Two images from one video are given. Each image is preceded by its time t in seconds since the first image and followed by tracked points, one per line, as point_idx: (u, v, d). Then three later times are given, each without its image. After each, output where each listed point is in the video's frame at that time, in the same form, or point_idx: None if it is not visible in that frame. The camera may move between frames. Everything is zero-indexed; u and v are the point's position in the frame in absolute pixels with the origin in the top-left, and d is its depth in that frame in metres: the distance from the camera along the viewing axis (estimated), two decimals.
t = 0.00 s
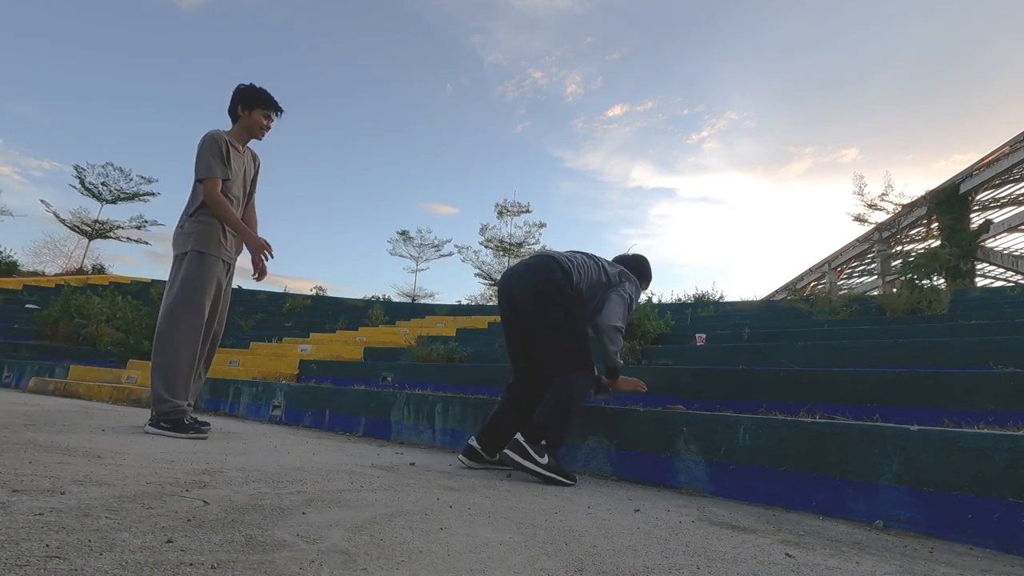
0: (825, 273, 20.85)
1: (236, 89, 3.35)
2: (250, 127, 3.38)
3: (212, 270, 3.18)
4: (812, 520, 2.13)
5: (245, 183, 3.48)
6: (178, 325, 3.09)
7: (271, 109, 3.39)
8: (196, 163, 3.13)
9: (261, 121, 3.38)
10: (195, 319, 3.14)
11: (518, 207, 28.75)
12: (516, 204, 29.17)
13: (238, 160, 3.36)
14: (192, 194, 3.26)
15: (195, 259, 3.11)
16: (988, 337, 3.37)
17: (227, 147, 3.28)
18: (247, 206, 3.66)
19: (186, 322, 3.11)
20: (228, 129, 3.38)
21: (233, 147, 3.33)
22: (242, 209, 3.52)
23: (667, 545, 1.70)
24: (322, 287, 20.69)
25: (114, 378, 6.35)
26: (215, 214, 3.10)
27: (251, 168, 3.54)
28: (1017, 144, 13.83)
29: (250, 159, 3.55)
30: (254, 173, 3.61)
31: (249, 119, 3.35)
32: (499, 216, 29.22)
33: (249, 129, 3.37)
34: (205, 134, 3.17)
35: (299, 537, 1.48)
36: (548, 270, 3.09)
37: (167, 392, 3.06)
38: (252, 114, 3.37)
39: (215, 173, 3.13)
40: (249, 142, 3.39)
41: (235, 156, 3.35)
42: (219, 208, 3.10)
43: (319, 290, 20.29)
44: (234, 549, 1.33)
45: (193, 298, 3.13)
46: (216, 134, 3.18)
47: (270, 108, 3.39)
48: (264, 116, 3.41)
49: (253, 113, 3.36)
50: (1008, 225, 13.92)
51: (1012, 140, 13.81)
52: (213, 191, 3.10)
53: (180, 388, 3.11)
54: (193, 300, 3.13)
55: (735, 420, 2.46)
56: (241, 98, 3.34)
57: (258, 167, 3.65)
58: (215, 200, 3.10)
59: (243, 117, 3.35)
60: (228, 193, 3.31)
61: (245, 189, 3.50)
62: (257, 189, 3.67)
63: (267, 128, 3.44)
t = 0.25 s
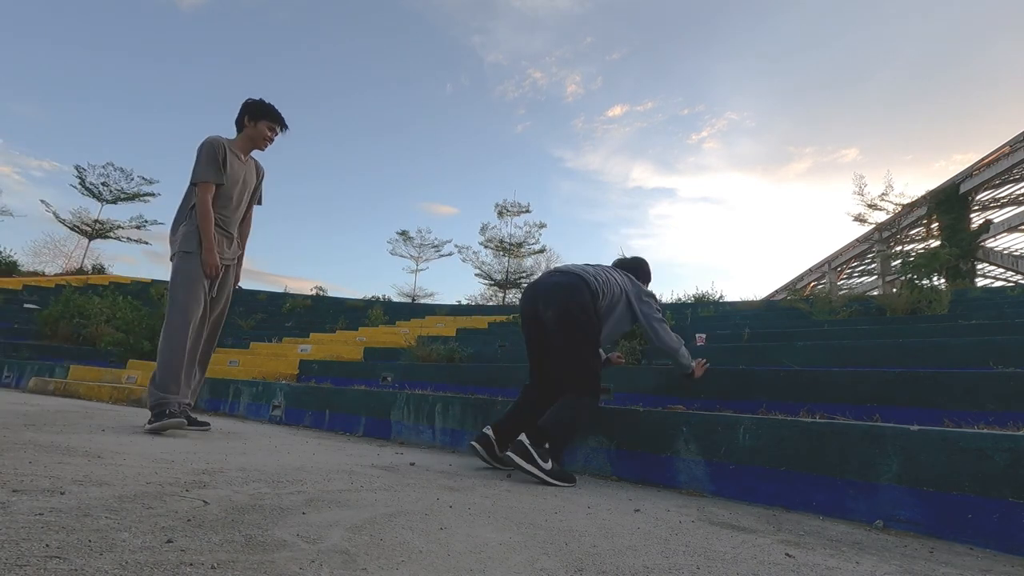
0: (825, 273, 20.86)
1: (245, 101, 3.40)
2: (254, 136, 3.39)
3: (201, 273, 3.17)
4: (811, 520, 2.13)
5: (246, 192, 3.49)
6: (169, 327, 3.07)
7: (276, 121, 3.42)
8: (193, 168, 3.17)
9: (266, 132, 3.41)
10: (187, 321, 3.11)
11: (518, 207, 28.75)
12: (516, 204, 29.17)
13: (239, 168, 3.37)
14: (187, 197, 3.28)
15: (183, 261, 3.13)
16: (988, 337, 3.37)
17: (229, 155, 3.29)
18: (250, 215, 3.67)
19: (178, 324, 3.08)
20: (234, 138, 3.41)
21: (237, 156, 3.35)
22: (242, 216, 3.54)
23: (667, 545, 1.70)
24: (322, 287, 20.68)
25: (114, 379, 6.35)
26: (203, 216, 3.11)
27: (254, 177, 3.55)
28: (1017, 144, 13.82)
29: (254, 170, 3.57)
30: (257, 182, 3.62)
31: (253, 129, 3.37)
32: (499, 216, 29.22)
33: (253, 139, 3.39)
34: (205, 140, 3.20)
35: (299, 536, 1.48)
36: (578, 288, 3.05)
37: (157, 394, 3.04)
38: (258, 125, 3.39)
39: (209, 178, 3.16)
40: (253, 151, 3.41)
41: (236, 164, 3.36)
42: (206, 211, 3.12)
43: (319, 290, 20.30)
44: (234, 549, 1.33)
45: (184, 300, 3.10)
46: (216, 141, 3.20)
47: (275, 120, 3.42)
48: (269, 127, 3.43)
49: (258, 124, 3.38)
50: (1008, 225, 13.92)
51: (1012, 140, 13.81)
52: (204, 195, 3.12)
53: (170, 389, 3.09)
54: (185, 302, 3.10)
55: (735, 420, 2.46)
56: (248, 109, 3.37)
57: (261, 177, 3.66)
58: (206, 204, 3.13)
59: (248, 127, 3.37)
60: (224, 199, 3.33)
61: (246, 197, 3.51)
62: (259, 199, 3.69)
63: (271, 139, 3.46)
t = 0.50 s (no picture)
0: (824, 273, 20.87)
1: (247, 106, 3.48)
2: (253, 138, 3.45)
3: (190, 270, 3.14)
4: (811, 520, 2.13)
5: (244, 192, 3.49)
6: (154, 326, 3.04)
7: (276, 124, 3.49)
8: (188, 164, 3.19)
9: (266, 135, 3.47)
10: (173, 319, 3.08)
11: (518, 207, 28.76)
12: (516, 204, 29.18)
13: (236, 167, 3.40)
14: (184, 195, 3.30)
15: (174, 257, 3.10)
16: (988, 337, 3.37)
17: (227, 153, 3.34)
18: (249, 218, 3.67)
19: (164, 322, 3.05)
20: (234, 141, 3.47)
21: (236, 157, 3.40)
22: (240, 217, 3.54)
23: (667, 545, 1.70)
24: (322, 287, 20.68)
25: (114, 379, 6.35)
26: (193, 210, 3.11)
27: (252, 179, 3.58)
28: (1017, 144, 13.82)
29: (254, 172, 3.61)
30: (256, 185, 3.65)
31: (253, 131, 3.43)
32: (499, 216, 29.22)
33: (253, 141, 3.45)
34: (202, 137, 3.24)
35: (299, 537, 1.48)
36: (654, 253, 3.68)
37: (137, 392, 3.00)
38: (258, 128, 3.46)
39: (203, 172, 3.18)
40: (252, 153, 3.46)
41: (233, 163, 3.39)
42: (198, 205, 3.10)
43: (318, 290, 20.30)
44: (234, 549, 1.33)
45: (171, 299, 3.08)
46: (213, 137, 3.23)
47: (275, 123, 3.48)
48: (269, 131, 3.50)
49: (258, 127, 3.45)
50: (1008, 224, 13.93)
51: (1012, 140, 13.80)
52: (198, 188, 3.12)
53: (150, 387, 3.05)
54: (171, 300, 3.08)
55: (735, 420, 2.46)
56: (249, 112, 3.44)
57: (261, 180, 3.71)
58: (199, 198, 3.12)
59: (248, 129, 3.44)
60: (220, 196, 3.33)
61: (245, 197, 3.51)
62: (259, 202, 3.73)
63: (270, 142, 3.50)
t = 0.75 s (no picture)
0: (824, 273, 20.87)
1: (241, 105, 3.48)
2: (248, 137, 3.45)
3: (171, 271, 3.12)
4: (811, 520, 2.13)
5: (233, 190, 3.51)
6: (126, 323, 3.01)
7: (271, 124, 3.48)
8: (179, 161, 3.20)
9: (260, 134, 3.47)
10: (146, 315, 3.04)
11: (518, 207, 28.76)
12: (516, 204, 29.18)
13: (226, 166, 3.40)
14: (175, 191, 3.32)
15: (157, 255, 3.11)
16: (988, 337, 3.37)
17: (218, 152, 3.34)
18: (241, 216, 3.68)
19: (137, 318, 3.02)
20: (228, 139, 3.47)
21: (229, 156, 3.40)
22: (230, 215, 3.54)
23: (667, 545, 1.70)
24: (322, 287, 20.69)
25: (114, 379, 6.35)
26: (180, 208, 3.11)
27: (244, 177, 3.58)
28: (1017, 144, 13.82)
29: (248, 171, 3.61)
30: (248, 183, 3.64)
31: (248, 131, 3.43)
32: (500, 216, 29.24)
33: (247, 141, 3.45)
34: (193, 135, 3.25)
35: (299, 537, 1.48)
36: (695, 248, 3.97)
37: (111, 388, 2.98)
38: (252, 127, 3.46)
39: (192, 169, 3.18)
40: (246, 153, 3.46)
41: (224, 161, 3.39)
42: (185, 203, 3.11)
43: (318, 290, 20.31)
44: (234, 549, 1.33)
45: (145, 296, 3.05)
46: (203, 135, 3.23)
47: (270, 122, 3.48)
48: (263, 130, 3.50)
49: (253, 126, 3.45)
50: (1008, 225, 13.93)
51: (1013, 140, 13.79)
52: (186, 185, 3.13)
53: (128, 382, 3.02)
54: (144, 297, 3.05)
55: (735, 420, 2.46)
56: (243, 111, 3.44)
57: (256, 179, 3.70)
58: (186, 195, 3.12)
59: (242, 128, 3.44)
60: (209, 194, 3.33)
61: (234, 195, 3.52)
62: (254, 201, 3.73)
63: (265, 142, 3.51)
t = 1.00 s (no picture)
0: (824, 273, 20.87)
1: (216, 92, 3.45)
2: (228, 125, 3.44)
3: (151, 268, 3.11)
4: (811, 520, 2.13)
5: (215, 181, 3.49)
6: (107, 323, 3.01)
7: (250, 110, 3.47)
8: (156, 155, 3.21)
9: (240, 122, 3.46)
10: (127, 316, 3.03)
11: (518, 207, 28.77)
12: (516, 204, 29.19)
13: (205, 156, 3.40)
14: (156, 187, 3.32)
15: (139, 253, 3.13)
16: (987, 337, 3.37)
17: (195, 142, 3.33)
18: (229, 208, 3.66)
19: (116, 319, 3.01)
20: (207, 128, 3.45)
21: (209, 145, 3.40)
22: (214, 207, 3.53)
23: (667, 545, 1.70)
24: (322, 287, 20.70)
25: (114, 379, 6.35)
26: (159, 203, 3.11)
27: (226, 168, 3.57)
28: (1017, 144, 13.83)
29: (229, 160, 3.60)
30: (230, 174, 3.63)
31: (227, 118, 3.42)
32: (500, 216, 29.24)
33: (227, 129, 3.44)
34: (168, 128, 3.24)
35: (299, 537, 1.48)
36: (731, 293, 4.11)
37: (94, 390, 2.98)
38: (230, 114, 3.44)
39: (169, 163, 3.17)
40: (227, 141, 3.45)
41: (202, 152, 3.38)
42: (163, 196, 3.11)
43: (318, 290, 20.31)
44: (234, 549, 1.33)
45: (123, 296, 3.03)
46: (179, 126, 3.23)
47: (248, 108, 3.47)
48: (242, 116, 3.48)
49: (231, 113, 3.43)
50: (1008, 225, 13.94)
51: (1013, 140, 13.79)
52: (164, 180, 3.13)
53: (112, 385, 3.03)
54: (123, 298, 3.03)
55: (735, 420, 2.46)
56: (219, 98, 3.42)
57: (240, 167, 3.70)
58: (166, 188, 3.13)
59: (221, 116, 3.42)
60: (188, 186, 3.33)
61: (216, 186, 3.51)
62: (240, 189, 3.72)
63: (244, 128, 3.50)
